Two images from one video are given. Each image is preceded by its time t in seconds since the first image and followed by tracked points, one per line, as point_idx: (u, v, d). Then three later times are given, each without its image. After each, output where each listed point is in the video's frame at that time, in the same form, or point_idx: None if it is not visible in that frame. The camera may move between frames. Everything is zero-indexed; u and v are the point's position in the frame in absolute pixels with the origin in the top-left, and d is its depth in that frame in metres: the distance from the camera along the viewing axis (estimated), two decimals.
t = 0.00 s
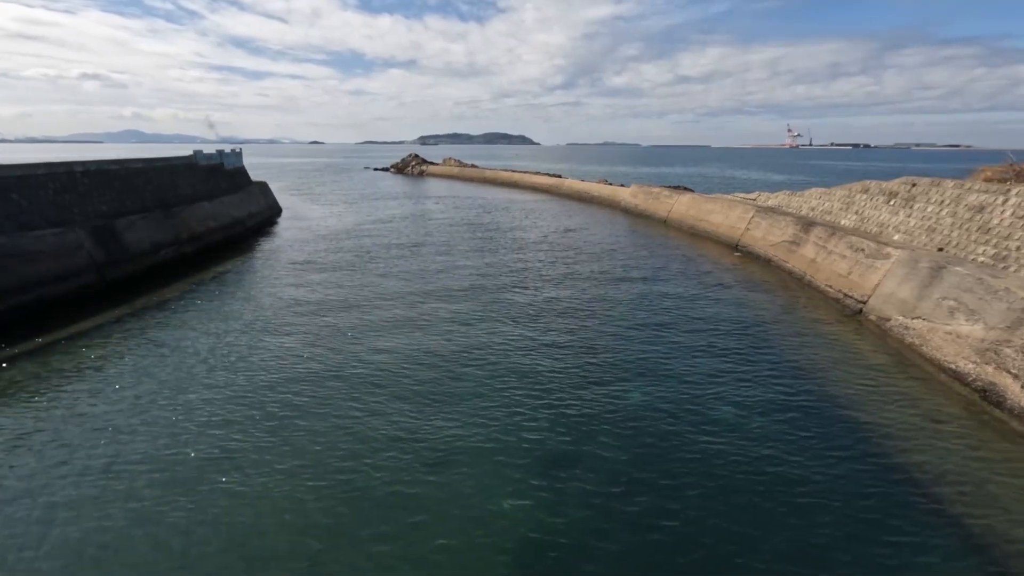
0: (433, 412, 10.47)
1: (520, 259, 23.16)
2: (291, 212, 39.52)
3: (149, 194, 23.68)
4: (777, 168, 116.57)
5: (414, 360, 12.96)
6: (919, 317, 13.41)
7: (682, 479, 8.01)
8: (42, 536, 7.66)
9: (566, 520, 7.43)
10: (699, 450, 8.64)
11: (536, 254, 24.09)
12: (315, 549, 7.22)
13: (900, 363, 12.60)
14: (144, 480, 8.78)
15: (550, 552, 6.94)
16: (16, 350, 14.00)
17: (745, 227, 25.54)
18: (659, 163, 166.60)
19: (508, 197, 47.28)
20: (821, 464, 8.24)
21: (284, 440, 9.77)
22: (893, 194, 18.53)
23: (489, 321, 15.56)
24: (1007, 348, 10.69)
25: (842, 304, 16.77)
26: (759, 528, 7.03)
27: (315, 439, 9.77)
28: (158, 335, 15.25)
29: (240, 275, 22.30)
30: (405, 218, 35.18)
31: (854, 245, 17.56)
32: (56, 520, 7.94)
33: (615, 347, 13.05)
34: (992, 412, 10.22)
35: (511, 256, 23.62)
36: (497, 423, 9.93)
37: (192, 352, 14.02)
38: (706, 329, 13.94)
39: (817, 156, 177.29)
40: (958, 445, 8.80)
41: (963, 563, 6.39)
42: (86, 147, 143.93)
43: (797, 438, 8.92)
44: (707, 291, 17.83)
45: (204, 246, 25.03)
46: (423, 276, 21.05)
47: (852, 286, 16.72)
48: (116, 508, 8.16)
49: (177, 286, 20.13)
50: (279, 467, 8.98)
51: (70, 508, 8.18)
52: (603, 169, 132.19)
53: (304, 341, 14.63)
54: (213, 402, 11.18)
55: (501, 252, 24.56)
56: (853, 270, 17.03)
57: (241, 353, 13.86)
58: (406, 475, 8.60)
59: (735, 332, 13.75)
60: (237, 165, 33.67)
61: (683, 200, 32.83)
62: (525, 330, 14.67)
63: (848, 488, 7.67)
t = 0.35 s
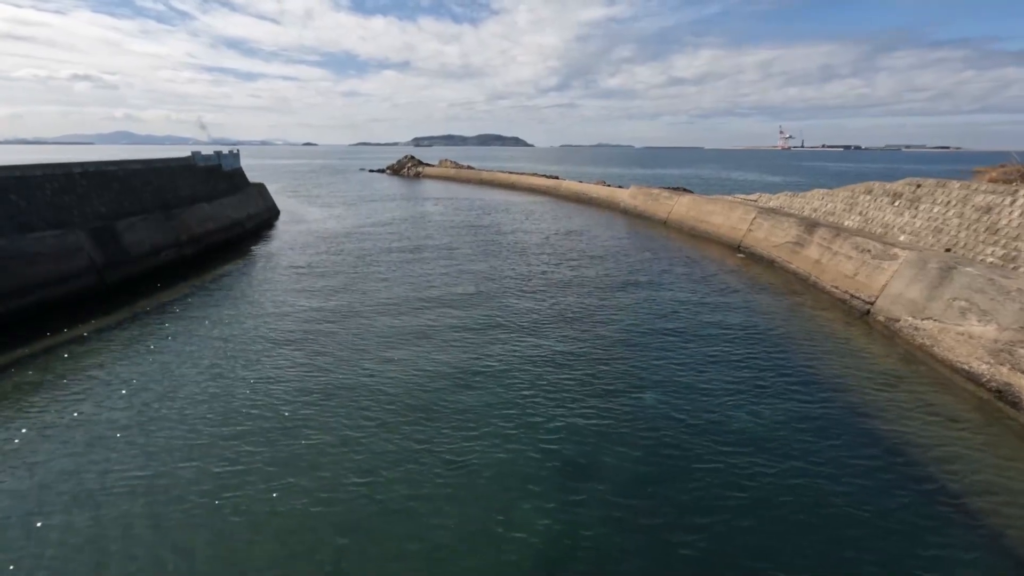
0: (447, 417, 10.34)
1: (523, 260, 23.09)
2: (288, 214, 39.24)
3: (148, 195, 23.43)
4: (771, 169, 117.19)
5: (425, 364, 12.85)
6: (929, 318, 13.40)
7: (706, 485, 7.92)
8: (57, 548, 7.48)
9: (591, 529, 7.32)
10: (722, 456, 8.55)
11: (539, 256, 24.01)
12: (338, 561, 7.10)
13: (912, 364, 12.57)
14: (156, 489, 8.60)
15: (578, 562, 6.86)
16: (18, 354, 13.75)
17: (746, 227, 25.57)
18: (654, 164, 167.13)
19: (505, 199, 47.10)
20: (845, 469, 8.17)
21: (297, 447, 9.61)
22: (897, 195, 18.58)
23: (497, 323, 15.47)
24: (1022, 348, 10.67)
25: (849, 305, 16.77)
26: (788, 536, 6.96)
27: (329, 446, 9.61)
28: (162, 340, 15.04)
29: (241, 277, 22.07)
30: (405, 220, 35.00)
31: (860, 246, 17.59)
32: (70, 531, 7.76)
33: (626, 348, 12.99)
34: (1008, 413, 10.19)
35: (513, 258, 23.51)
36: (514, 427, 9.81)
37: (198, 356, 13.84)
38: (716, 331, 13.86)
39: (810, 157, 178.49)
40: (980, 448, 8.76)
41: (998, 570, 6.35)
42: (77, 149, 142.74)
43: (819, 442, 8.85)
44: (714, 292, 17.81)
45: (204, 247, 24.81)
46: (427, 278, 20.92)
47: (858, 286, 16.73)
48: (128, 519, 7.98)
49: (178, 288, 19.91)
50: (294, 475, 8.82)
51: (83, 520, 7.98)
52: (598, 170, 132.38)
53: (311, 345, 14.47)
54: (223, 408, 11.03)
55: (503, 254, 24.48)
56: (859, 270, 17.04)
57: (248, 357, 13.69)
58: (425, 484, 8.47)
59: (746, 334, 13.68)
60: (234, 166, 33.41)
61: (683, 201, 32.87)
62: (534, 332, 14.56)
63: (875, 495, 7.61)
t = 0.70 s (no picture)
0: (467, 422, 10.27)
1: (529, 263, 23.04)
2: (289, 215, 39.08)
3: (151, 197, 23.28)
4: (767, 170, 117.53)
5: (439, 367, 12.78)
6: (942, 319, 13.41)
7: (736, 492, 7.89)
8: (82, 558, 7.40)
9: (622, 538, 7.29)
10: (748, 462, 8.53)
11: (544, 258, 23.97)
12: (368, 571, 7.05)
13: (927, 366, 12.55)
14: (178, 498, 8.51)
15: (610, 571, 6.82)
16: (27, 358, 13.63)
17: (751, 229, 25.59)
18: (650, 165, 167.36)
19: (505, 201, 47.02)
20: (871, 475, 8.19)
21: (318, 453, 9.52)
22: (905, 196, 18.60)
23: (508, 326, 15.42)
24: None
25: (859, 306, 16.76)
26: (822, 544, 6.94)
27: (350, 452, 9.54)
28: (172, 343, 14.93)
29: (246, 279, 21.95)
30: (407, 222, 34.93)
31: (869, 247, 17.60)
32: (93, 541, 7.68)
33: (641, 351, 12.96)
34: None
35: (519, 261, 23.45)
36: (536, 432, 9.75)
37: (209, 360, 13.74)
38: (730, 334, 13.84)
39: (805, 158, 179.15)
40: (1004, 452, 8.75)
41: None
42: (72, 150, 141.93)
43: (844, 448, 8.84)
44: (723, 295, 17.81)
45: (208, 250, 24.67)
46: (434, 281, 20.84)
47: (868, 288, 16.74)
48: (152, 529, 7.88)
49: (184, 290, 19.78)
50: (317, 483, 8.75)
51: (105, 529, 7.90)
52: (595, 171, 132.51)
53: (322, 348, 14.38)
54: (240, 413, 10.95)
55: (508, 256, 24.43)
56: (868, 272, 17.06)
57: (260, 361, 13.60)
58: (451, 491, 8.42)
59: (760, 338, 13.67)
60: (235, 168, 33.26)
61: (685, 202, 32.88)
62: (547, 335, 14.49)
63: (903, 502, 7.62)
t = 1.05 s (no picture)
0: (488, 428, 10.25)
1: (536, 267, 23.05)
2: (292, 219, 39.00)
3: (157, 201, 23.23)
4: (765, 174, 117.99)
5: (455, 373, 12.76)
6: (956, 323, 13.45)
7: (766, 501, 7.88)
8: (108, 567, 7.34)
9: (655, 546, 7.27)
10: (776, 470, 8.53)
11: (551, 262, 23.98)
12: None
13: (942, 370, 12.59)
14: (201, 506, 8.44)
15: None
16: (38, 363, 13.54)
17: (757, 233, 25.66)
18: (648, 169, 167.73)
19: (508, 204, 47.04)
20: (898, 483, 8.20)
21: (340, 459, 9.48)
22: (913, 201, 18.69)
23: (521, 330, 15.41)
24: None
25: (869, 310, 16.80)
26: (855, 554, 6.93)
27: (374, 460, 9.49)
28: (184, 348, 14.86)
29: (253, 283, 21.88)
30: (411, 226, 34.92)
31: (878, 251, 17.67)
32: (119, 549, 7.61)
33: (657, 356, 12.97)
34: None
35: (527, 266, 23.45)
36: (559, 439, 9.74)
37: (223, 365, 13.68)
38: (745, 339, 13.86)
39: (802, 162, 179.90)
40: None
41: None
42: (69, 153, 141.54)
43: (870, 457, 8.85)
44: (733, 299, 17.84)
45: (214, 253, 24.60)
46: (443, 285, 20.81)
47: (878, 292, 16.79)
48: (177, 538, 7.81)
49: (192, 295, 19.71)
50: (343, 489, 8.71)
51: (130, 537, 7.83)
52: (593, 174, 132.65)
53: (336, 353, 14.33)
54: (259, 420, 10.90)
55: (515, 260, 24.44)
56: (878, 276, 17.11)
57: (274, 367, 13.55)
58: (478, 498, 8.40)
59: (774, 343, 13.69)
60: (239, 171, 33.22)
61: (689, 206, 32.97)
62: (562, 340, 14.48)
63: (932, 510, 7.63)
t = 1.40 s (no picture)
0: (511, 436, 10.10)
1: (546, 272, 22.95)
2: (298, 224, 38.93)
3: (166, 206, 23.18)
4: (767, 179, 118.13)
5: (473, 379, 12.64)
6: (978, 328, 13.31)
7: (800, 515, 7.75)
8: None
9: (688, 559, 7.16)
10: (807, 481, 8.42)
11: (561, 267, 23.89)
12: None
13: (965, 376, 12.44)
14: (225, 516, 8.33)
15: None
16: (51, 368, 13.44)
17: (767, 237, 25.56)
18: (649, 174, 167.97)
19: (513, 209, 46.98)
20: (932, 494, 8.09)
21: (362, 469, 9.32)
22: (928, 205, 18.58)
23: (536, 335, 15.32)
24: None
25: (885, 315, 16.67)
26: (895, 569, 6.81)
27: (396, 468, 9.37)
28: (197, 354, 14.77)
29: (263, 288, 21.79)
30: (418, 231, 34.85)
31: (893, 255, 17.56)
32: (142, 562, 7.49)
33: (676, 362, 12.86)
34: None
35: (537, 271, 23.33)
36: (584, 449, 9.59)
37: (237, 371, 13.57)
38: (764, 346, 13.73)
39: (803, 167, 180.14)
40: None
41: None
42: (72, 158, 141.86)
43: (901, 467, 8.73)
44: (747, 304, 17.73)
45: (222, 258, 24.53)
46: (454, 290, 20.72)
47: (894, 296, 16.66)
48: (201, 550, 7.69)
49: (201, 299, 19.61)
50: (366, 501, 8.55)
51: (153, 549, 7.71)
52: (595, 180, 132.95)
53: (350, 360, 14.21)
54: (277, 428, 10.79)
55: (525, 265, 24.34)
56: (894, 279, 16.97)
57: (288, 373, 13.40)
58: (505, 510, 8.25)
59: (794, 350, 13.57)
60: (245, 176, 33.20)
61: (697, 210, 32.90)
62: (578, 346, 14.37)
63: (968, 523, 7.52)
